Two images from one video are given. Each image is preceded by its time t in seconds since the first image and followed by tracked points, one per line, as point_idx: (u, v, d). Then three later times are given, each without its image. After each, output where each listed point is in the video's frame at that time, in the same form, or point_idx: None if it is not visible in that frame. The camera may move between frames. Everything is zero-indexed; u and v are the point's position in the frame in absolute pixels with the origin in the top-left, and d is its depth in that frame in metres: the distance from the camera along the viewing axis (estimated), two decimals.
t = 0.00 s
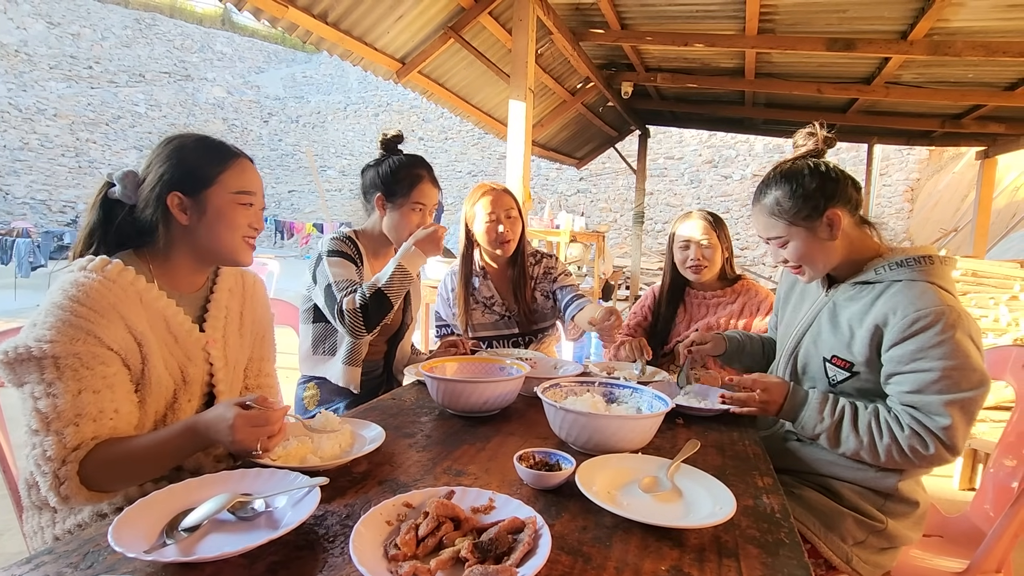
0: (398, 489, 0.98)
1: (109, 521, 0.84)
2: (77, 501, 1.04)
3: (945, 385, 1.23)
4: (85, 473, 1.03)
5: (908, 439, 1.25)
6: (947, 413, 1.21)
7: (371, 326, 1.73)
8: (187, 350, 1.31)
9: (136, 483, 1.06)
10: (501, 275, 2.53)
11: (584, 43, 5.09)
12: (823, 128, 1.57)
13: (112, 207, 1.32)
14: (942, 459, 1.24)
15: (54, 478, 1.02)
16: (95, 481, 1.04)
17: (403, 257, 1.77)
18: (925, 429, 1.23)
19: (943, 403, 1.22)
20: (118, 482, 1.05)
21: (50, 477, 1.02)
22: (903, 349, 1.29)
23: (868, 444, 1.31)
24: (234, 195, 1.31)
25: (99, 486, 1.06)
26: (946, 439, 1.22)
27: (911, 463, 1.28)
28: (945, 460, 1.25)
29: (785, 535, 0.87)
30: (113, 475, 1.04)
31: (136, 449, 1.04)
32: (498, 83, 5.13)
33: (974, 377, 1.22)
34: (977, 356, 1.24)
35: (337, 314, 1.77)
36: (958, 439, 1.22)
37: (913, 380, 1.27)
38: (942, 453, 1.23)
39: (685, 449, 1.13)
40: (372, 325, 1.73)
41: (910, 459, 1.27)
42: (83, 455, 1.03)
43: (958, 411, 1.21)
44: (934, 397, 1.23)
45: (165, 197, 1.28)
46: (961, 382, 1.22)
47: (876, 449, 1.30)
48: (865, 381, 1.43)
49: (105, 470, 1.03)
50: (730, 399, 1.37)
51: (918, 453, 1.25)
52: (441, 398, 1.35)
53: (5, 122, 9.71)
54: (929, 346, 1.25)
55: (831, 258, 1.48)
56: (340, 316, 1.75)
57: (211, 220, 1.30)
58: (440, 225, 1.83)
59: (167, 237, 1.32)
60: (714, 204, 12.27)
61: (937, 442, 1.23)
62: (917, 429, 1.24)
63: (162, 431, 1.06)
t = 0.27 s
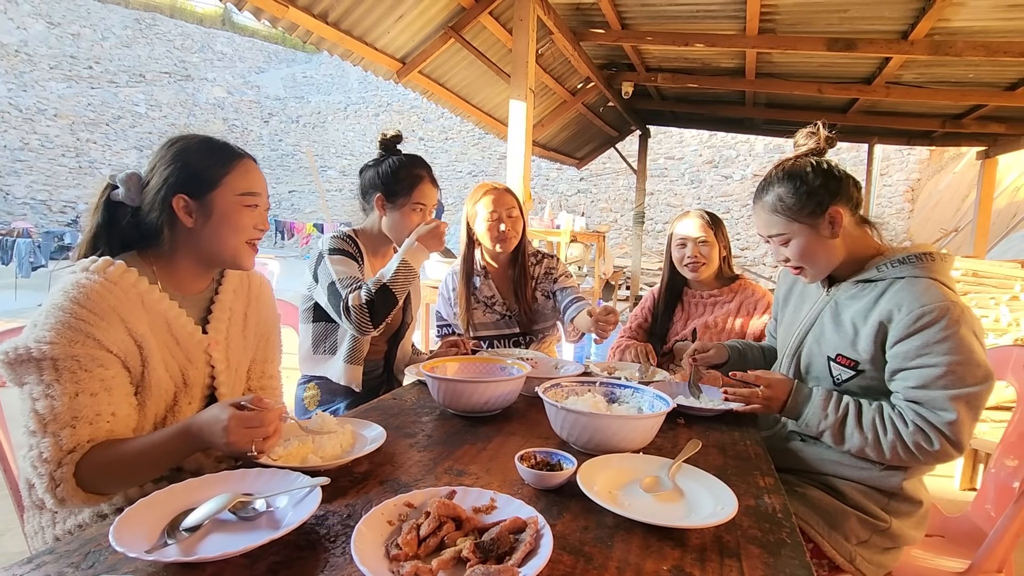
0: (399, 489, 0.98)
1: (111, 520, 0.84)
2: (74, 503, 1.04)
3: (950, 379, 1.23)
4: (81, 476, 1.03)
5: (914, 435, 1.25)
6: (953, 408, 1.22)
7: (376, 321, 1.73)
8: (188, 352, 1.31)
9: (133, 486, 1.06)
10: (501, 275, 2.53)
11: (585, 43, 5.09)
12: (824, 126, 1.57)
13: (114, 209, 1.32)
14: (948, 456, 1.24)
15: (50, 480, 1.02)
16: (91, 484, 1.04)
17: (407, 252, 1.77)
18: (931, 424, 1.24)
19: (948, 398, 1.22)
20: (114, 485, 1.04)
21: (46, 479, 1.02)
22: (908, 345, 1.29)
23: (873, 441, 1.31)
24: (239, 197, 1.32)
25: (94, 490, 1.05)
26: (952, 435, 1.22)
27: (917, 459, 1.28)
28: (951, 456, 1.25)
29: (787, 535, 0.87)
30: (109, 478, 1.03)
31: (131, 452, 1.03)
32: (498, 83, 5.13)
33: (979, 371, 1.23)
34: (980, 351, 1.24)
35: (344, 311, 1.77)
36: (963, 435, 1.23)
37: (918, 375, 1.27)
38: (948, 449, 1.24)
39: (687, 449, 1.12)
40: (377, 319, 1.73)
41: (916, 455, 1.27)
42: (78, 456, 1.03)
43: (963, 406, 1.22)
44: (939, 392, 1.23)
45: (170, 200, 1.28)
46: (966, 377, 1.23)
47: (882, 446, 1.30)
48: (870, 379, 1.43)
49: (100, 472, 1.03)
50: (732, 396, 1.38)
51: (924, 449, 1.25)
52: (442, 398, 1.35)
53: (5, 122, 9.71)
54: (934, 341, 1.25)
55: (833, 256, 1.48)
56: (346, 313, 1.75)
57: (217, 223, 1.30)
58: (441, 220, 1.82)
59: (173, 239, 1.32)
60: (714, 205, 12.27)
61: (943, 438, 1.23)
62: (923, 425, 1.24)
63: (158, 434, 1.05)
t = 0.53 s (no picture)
0: (400, 489, 0.98)
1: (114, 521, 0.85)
2: (78, 505, 1.04)
3: (943, 384, 1.23)
4: (85, 478, 1.03)
5: (908, 440, 1.25)
6: (947, 413, 1.21)
7: (375, 321, 1.74)
8: (195, 356, 1.31)
9: (136, 488, 1.06)
10: (502, 274, 2.53)
11: (585, 43, 5.10)
12: (814, 128, 1.57)
13: (123, 211, 1.32)
14: (943, 459, 1.24)
15: (54, 482, 1.02)
16: (95, 486, 1.04)
17: (407, 253, 1.77)
18: (924, 429, 1.23)
19: (941, 403, 1.22)
20: (119, 487, 1.05)
21: (50, 481, 1.02)
22: (900, 350, 1.29)
23: (868, 444, 1.31)
24: (253, 204, 1.32)
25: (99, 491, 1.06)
26: (946, 439, 1.22)
27: (912, 463, 1.28)
28: (946, 459, 1.24)
29: (788, 535, 0.87)
30: (114, 480, 1.04)
31: (133, 453, 1.03)
32: (498, 83, 5.13)
33: (973, 375, 1.22)
34: (974, 355, 1.24)
35: (342, 310, 1.77)
36: (957, 439, 1.22)
37: (910, 380, 1.27)
38: (943, 453, 1.23)
39: (687, 449, 1.13)
40: (376, 320, 1.74)
41: (911, 459, 1.27)
42: (83, 458, 1.03)
43: (957, 410, 1.21)
44: (931, 397, 1.23)
45: (183, 205, 1.28)
46: (960, 381, 1.22)
47: (876, 449, 1.30)
48: (863, 383, 1.43)
49: (103, 473, 1.03)
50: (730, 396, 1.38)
51: (919, 453, 1.25)
52: (442, 398, 1.35)
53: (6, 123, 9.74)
54: (926, 346, 1.25)
55: (823, 259, 1.48)
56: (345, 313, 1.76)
57: (230, 230, 1.30)
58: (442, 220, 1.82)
59: (184, 243, 1.33)
60: (714, 205, 12.27)
61: (937, 442, 1.23)
62: (917, 430, 1.24)
63: (160, 435, 1.06)
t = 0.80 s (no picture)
0: (398, 489, 0.97)
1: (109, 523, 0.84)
2: (75, 505, 1.03)
3: (938, 388, 1.22)
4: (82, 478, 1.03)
5: (905, 442, 1.24)
6: (942, 417, 1.20)
7: (370, 322, 1.72)
8: (193, 356, 1.30)
9: (134, 487, 1.06)
10: (502, 273, 2.52)
11: (584, 42, 5.09)
12: (809, 126, 1.56)
13: (121, 210, 1.31)
14: (939, 462, 1.23)
15: (51, 481, 1.01)
16: (91, 486, 1.04)
17: (404, 254, 1.76)
18: (920, 432, 1.22)
19: (937, 406, 1.21)
20: (115, 487, 1.04)
21: (47, 480, 1.01)
22: (894, 353, 1.28)
23: (864, 446, 1.30)
24: (243, 205, 1.29)
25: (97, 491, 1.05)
26: (942, 443, 1.20)
27: (908, 465, 1.27)
28: (942, 462, 1.23)
29: (789, 535, 0.87)
30: (111, 480, 1.03)
31: (132, 450, 1.03)
32: (497, 82, 5.13)
33: (968, 378, 1.21)
34: (970, 356, 1.23)
35: (337, 312, 1.77)
36: (954, 442, 1.21)
37: (904, 384, 1.26)
38: (939, 456, 1.22)
39: (687, 448, 1.12)
40: (371, 321, 1.72)
41: (907, 461, 1.26)
42: (81, 457, 1.03)
43: (952, 414, 1.20)
44: (927, 401, 1.22)
45: (172, 205, 1.27)
46: (954, 385, 1.21)
47: (873, 450, 1.30)
48: (858, 384, 1.42)
49: (100, 473, 1.03)
50: (726, 396, 1.37)
51: (915, 455, 1.24)
52: (441, 398, 1.34)
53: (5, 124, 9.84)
54: (920, 349, 1.24)
55: (817, 259, 1.47)
56: (340, 314, 1.75)
57: (219, 230, 1.28)
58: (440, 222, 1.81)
59: (177, 243, 1.32)
60: (714, 203, 12.25)
61: (933, 445, 1.21)
62: (912, 433, 1.23)
63: (157, 431, 1.05)
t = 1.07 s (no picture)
0: (398, 490, 0.98)
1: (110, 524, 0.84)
2: (83, 495, 1.03)
3: (939, 390, 1.22)
4: (91, 467, 1.03)
5: (903, 444, 1.24)
6: (941, 419, 1.20)
7: (367, 325, 1.73)
8: (192, 356, 1.31)
9: (142, 475, 1.05)
10: (503, 274, 2.52)
11: (584, 43, 5.10)
12: (818, 125, 1.57)
13: (138, 207, 1.34)
14: (937, 464, 1.23)
15: (61, 472, 1.01)
16: (99, 474, 1.03)
17: (401, 257, 1.76)
18: (920, 434, 1.22)
19: (936, 408, 1.21)
20: (126, 474, 1.04)
21: (55, 473, 1.01)
22: (896, 354, 1.29)
23: (864, 446, 1.31)
24: (223, 214, 1.23)
25: (108, 480, 1.05)
26: (941, 444, 1.21)
27: (907, 466, 1.27)
28: (941, 464, 1.23)
29: (787, 535, 0.87)
30: (120, 467, 1.03)
31: (138, 432, 1.03)
32: (496, 84, 5.14)
33: (968, 381, 1.21)
34: (971, 359, 1.23)
35: (335, 315, 1.78)
36: (953, 444, 1.21)
37: (906, 385, 1.26)
38: (937, 458, 1.22)
39: (686, 449, 1.12)
40: (368, 324, 1.73)
41: (906, 462, 1.26)
42: (88, 445, 1.03)
43: (952, 416, 1.20)
44: (927, 402, 1.22)
45: (157, 207, 1.24)
46: (955, 387, 1.21)
47: (872, 451, 1.30)
48: (859, 385, 1.43)
49: (108, 460, 1.02)
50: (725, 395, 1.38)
51: (913, 457, 1.24)
52: (441, 398, 1.35)
53: (6, 126, 10.03)
54: (922, 351, 1.25)
55: (820, 259, 1.48)
56: (337, 317, 1.76)
57: (196, 237, 1.23)
58: (438, 224, 1.82)
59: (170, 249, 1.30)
60: (714, 204, 12.26)
61: (932, 447, 1.22)
62: (912, 435, 1.23)
63: (162, 410, 1.05)
